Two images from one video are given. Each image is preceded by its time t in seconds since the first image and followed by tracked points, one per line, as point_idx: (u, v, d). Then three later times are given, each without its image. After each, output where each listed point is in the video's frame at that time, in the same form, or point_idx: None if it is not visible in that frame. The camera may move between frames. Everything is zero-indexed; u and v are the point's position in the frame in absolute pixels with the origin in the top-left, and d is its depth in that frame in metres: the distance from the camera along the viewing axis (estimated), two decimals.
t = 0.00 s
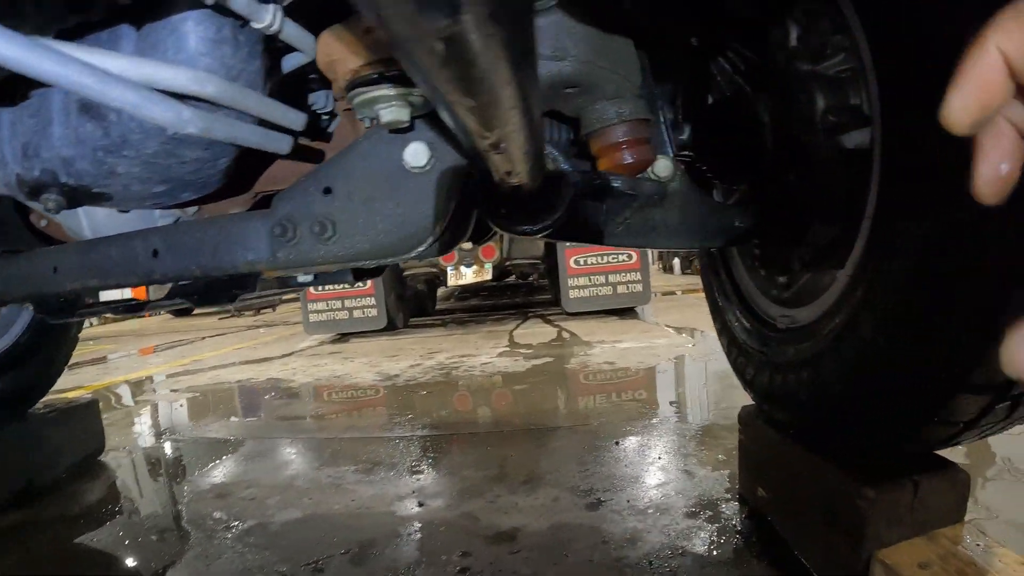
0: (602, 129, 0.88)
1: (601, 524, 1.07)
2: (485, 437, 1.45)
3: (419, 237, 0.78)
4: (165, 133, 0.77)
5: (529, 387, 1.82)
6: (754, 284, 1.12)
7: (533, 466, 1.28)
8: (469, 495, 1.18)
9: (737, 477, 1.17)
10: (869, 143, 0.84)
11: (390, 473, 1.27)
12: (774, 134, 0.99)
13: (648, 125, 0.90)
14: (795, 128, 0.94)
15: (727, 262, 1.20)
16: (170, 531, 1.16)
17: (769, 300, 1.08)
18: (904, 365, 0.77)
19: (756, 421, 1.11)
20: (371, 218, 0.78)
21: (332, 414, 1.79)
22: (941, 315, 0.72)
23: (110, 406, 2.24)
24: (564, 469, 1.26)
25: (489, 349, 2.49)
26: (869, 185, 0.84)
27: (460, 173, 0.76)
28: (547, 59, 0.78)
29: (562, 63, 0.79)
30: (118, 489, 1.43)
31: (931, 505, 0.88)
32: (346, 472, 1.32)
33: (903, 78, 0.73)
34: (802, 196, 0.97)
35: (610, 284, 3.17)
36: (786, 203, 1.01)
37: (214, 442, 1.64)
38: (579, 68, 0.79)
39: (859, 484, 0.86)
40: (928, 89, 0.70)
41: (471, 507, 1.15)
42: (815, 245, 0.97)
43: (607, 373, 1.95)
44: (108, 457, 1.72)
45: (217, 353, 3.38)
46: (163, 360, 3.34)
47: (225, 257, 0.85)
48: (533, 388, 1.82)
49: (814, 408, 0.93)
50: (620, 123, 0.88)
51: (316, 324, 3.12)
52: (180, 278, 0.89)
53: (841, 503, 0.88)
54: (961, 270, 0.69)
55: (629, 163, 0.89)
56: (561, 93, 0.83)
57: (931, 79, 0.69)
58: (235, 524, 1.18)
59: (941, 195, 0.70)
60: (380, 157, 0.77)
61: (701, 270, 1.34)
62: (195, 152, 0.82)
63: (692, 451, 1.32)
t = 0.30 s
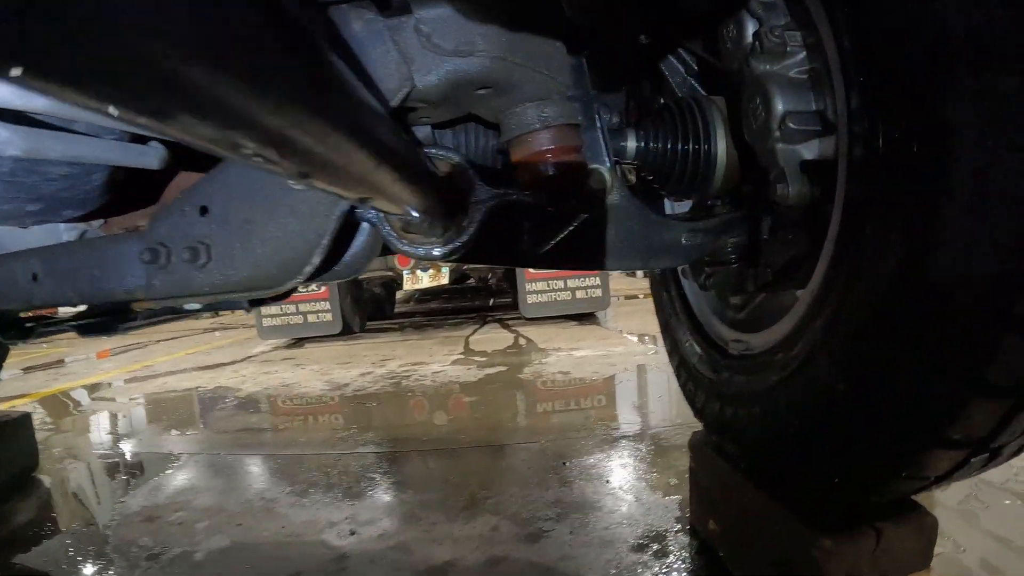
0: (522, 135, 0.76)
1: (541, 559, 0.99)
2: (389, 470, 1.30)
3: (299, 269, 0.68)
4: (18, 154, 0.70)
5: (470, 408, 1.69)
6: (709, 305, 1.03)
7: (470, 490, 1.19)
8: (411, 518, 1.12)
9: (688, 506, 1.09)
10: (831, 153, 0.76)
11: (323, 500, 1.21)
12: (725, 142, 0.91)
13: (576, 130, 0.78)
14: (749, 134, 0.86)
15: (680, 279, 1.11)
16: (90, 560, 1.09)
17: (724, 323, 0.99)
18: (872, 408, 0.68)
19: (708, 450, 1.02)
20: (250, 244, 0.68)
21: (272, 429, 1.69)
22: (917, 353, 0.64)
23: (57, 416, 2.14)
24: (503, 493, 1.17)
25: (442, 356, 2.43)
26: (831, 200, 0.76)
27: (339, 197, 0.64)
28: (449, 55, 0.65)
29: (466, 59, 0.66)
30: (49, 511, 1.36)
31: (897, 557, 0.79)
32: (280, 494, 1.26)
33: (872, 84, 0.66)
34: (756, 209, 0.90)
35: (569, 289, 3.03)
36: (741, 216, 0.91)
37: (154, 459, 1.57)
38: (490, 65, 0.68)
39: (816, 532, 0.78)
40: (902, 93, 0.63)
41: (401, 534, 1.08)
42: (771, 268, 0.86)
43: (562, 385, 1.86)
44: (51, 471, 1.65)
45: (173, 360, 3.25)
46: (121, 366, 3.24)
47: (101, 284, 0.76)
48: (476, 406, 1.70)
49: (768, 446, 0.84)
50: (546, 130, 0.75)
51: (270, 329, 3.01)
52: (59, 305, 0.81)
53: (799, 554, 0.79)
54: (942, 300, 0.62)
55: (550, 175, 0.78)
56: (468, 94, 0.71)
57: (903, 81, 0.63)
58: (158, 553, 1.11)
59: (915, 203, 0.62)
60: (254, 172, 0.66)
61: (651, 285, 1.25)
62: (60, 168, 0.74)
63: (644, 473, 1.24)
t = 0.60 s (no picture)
0: (432, 112, 0.62)
1: None
2: (340, 466, 1.35)
3: (141, 271, 0.61)
4: None
5: (422, 414, 1.69)
6: (675, 322, 0.93)
7: (400, 500, 1.18)
8: (336, 528, 1.09)
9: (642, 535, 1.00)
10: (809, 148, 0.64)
11: (262, 508, 1.18)
12: (690, 135, 0.79)
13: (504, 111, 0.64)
14: (716, 123, 0.74)
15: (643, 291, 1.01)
16: (16, 560, 1.05)
17: (688, 342, 0.88)
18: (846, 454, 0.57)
19: (665, 478, 0.92)
20: (103, 237, 0.62)
21: (249, 419, 1.74)
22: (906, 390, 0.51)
23: (29, 401, 2.11)
24: (448, 506, 1.15)
25: (408, 356, 2.42)
26: (808, 202, 0.63)
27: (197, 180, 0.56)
28: (332, 13, 0.54)
29: (354, 17, 0.54)
30: None
31: None
32: (218, 495, 1.26)
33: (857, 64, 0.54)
34: (722, 211, 0.78)
35: (545, 285, 2.98)
36: (708, 219, 0.80)
37: (110, 451, 1.55)
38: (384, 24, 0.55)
39: None
40: (902, 75, 0.51)
41: (325, 546, 1.04)
42: (735, 280, 0.75)
43: (526, 393, 1.82)
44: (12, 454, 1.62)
45: (158, 347, 3.22)
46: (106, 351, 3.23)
47: None
48: (438, 411, 1.70)
49: (726, 485, 0.74)
50: (460, 101, 0.61)
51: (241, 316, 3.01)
52: None
53: None
54: (938, 324, 0.49)
55: (467, 161, 0.64)
56: (361, 62, 0.58)
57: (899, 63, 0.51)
58: (85, 553, 1.07)
59: (916, 204, 0.50)
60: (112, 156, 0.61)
61: (615, 299, 1.15)
62: None
63: (598, 496, 1.16)
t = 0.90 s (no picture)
0: (440, 109, 0.61)
1: None
2: (335, 464, 1.35)
3: (146, 264, 0.61)
4: None
5: (417, 412, 1.69)
6: (675, 323, 0.94)
7: (396, 498, 1.18)
8: (332, 526, 1.09)
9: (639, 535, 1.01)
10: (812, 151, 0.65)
11: (256, 506, 1.17)
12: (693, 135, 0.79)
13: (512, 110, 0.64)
14: (722, 123, 0.75)
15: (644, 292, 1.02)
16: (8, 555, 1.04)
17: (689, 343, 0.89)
18: (846, 456, 0.57)
19: (663, 478, 0.93)
20: (107, 229, 0.62)
21: (242, 416, 1.73)
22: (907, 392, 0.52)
23: (20, 395, 2.09)
24: (444, 505, 1.15)
25: (403, 354, 2.41)
26: (814, 207, 0.63)
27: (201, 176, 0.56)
28: (342, 8, 0.54)
29: (367, 13, 0.54)
30: None
31: None
32: (212, 492, 1.25)
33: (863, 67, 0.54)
34: (723, 213, 0.79)
35: (541, 286, 2.98)
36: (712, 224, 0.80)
37: (102, 447, 1.54)
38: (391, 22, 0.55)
39: None
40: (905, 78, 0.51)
41: (322, 544, 1.04)
42: (738, 282, 0.76)
43: (521, 393, 1.82)
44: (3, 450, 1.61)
45: (150, 343, 3.20)
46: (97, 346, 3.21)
47: None
48: (433, 410, 1.70)
49: (725, 487, 0.75)
50: (469, 99, 0.61)
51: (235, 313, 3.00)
52: None
53: None
54: (944, 328, 0.49)
55: (475, 159, 0.63)
56: (371, 58, 0.58)
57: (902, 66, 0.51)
58: (79, 549, 1.06)
59: (921, 208, 0.51)
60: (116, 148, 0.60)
61: (614, 300, 1.16)
62: None
63: (595, 496, 1.17)
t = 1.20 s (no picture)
0: (438, 111, 0.61)
1: None
2: (332, 465, 1.35)
3: (144, 264, 0.61)
4: None
5: (414, 413, 1.69)
6: (673, 326, 0.94)
7: (393, 499, 1.18)
8: (329, 527, 1.09)
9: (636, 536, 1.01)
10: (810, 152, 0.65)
11: (254, 506, 1.17)
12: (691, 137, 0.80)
13: (508, 110, 0.64)
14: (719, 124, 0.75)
15: (641, 294, 1.02)
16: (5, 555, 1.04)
17: (687, 347, 0.89)
18: (847, 457, 0.57)
19: (661, 479, 0.93)
20: (106, 229, 0.63)
21: (240, 416, 1.73)
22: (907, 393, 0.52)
23: (17, 395, 2.09)
24: (441, 505, 1.15)
25: (401, 355, 2.41)
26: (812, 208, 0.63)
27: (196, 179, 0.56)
28: (340, 10, 0.54)
29: (365, 15, 0.54)
30: None
31: None
32: (210, 493, 1.25)
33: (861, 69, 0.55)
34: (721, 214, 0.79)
35: (539, 287, 2.98)
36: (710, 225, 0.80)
37: (99, 447, 1.54)
38: (389, 24, 0.55)
39: None
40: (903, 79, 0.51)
41: (319, 545, 1.04)
42: (735, 283, 0.76)
43: (519, 395, 1.82)
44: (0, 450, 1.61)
45: (148, 343, 3.20)
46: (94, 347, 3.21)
47: None
48: (431, 411, 1.70)
49: (722, 488, 0.75)
50: (464, 102, 0.61)
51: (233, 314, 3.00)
52: None
53: None
54: (943, 329, 0.49)
55: (471, 161, 0.63)
56: (368, 59, 0.58)
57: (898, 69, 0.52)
58: (77, 549, 1.06)
59: (920, 209, 0.51)
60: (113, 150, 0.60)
61: (611, 301, 1.16)
62: None
63: (592, 497, 1.17)
